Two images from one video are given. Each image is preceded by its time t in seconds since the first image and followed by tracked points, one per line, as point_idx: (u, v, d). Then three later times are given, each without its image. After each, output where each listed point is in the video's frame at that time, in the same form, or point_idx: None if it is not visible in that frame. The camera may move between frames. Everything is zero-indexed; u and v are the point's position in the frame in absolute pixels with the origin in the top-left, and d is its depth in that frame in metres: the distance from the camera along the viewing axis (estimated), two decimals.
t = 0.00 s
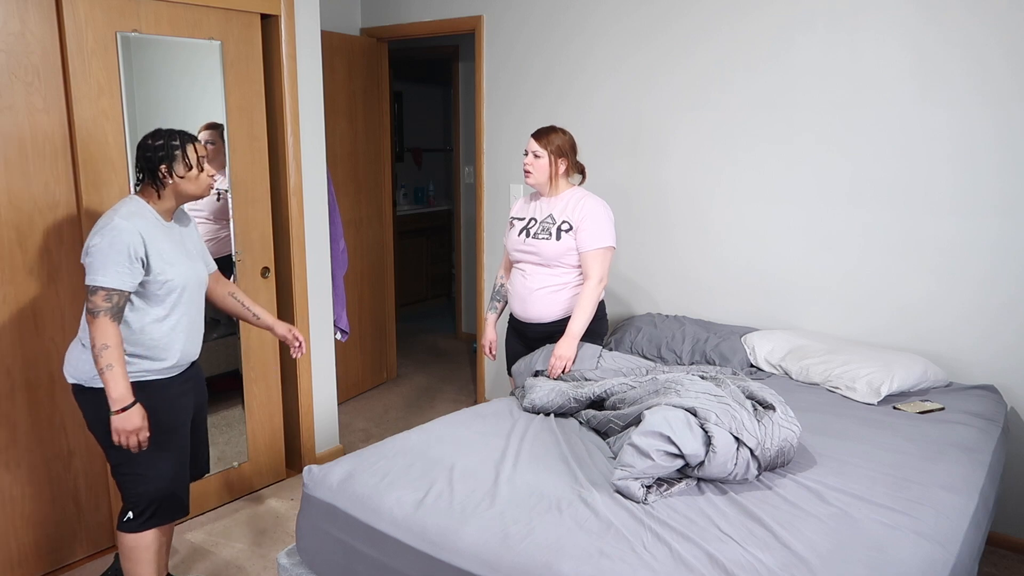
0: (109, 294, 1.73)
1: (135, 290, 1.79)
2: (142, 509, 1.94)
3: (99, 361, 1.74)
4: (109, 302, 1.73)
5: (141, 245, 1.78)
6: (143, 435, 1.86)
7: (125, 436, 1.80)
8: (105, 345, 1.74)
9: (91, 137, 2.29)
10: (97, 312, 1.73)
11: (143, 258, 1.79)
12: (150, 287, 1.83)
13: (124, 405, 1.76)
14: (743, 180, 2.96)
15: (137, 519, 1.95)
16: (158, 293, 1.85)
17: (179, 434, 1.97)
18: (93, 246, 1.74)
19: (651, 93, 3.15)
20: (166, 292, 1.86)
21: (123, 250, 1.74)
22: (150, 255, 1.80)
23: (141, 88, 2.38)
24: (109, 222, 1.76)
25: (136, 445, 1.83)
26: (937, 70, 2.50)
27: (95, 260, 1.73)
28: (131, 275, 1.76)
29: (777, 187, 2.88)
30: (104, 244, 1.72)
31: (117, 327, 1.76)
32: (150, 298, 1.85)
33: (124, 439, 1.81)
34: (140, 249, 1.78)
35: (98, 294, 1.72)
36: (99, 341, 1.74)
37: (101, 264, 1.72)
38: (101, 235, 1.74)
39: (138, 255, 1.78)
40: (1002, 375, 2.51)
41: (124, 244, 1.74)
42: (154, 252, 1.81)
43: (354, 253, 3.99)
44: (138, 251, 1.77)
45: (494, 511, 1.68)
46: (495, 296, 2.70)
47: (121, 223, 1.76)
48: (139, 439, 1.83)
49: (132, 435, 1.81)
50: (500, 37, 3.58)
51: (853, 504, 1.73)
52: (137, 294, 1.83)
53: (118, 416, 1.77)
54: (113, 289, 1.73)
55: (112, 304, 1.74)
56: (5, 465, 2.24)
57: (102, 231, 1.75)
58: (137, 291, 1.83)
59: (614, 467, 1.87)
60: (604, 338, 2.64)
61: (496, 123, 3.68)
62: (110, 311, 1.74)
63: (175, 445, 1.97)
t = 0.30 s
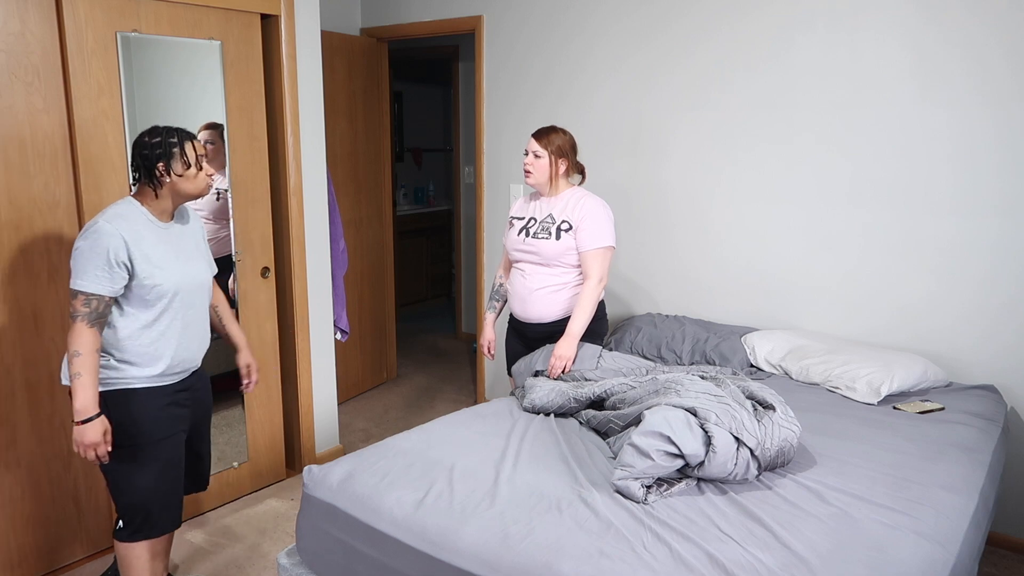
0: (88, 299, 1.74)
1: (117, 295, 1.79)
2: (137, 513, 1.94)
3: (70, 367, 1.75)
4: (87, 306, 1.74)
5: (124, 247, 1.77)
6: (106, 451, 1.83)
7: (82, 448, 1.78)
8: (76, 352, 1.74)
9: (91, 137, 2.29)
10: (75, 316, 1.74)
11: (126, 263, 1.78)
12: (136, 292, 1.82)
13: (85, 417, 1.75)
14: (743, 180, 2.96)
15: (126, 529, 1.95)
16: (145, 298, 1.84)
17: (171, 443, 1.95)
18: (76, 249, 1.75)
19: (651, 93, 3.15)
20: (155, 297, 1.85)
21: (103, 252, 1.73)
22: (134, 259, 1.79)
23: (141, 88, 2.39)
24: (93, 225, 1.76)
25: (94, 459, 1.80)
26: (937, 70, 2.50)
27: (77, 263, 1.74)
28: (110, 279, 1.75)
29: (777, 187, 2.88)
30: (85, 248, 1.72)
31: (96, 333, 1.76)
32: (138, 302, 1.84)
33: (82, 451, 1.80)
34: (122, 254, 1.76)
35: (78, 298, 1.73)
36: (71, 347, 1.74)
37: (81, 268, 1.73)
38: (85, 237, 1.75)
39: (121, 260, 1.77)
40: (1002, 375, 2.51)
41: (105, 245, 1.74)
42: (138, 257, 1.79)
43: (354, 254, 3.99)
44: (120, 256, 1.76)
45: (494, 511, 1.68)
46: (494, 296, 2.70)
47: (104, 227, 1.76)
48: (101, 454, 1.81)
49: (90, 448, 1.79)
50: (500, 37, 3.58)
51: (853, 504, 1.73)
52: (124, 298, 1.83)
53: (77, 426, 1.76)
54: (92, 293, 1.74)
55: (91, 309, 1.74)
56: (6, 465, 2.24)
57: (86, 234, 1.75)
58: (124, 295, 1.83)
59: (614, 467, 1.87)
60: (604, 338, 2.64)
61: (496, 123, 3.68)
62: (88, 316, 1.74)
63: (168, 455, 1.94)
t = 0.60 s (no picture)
0: (72, 310, 1.66)
1: (105, 305, 1.71)
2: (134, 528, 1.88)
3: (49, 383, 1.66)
4: (71, 318, 1.66)
5: (110, 255, 1.69)
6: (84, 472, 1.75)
7: (58, 469, 1.69)
8: (56, 367, 1.65)
9: (91, 137, 2.30)
10: (59, 328, 1.66)
11: (113, 271, 1.70)
12: (125, 302, 1.75)
13: (61, 437, 1.67)
14: (743, 181, 2.96)
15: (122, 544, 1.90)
16: (135, 309, 1.76)
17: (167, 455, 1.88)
18: (60, 256, 1.67)
19: (651, 93, 3.15)
20: (146, 307, 1.77)
21: (87, 262, 1.65)
22: (121, 268, 1.71)
23: (142, 88, 2.40)
24: (77, 231, 1.68)
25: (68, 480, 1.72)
26: (937, 70, 2.50)
27: (60, 272, 1.66)
28: (95, 289, 1.67)
29: (777, 187, 2.88)
30: (68, 255, 1.65)
31: (79, 348, 1.68)
32: (129, 312, 1.77)
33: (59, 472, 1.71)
34: (108, 262, 1.68)
35: (61, 309, 1.65)
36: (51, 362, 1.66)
37: (64, 277, 1.65)
38: (70, 245, 1.67)
39: (106, 268, 1.68)
40: (1002, 375, 2.51)
41: (90, 254, 1.66)
42: (126, 265, 1.72)
43: (354, 254, 3.99)
44: (105, 264, 1.68)
45: (494, 511, 1.68)
46: (494, 296, 2.69)
47: (88, 233, 1.68)
48: (77, 476, 1.72)
49: (66, 470, 1.70)
50: (500, 37, 3.58)
51: (853, 504, 1.73)
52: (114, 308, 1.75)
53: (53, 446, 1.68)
54: (77, 304, 1.66)
55: (75, 320, 1.66)
56: (5, 465, 2.24)
57: (70, 241, 1.67)
58: (112, 305, 1.75)
59: (614, 467, 1.87)
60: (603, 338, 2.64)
61: (496, 123, 3.68)
62: (71, 328, 1.66)
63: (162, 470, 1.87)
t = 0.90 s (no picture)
0: (51, 325, 1.56)
1: (83, 319, 1.61)
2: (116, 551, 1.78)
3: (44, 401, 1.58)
4: (51, 333, 1.57)
5: (86, 266, 1.59)
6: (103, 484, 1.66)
7: (74, 486, 1.61)
8: (47, 383, 1.57)
9: (91, 137, 2.30)
10: (39, 345, 1.57)
11: (88, 283, 1.60)
12: (105, 315, 1.64)
13: (71, 452, 1.58)
14: (744, 181, 2.96)
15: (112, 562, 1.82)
16: (116, 321, 1.66)
17: (152, 471, 1.79)
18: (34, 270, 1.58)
19: (651, 93, 3.15)
20: (127, 320, 1.67)
21: (60, 273, 1.56)
22: (97, 279, 1.60)
23: (142, 88, 2.40)
24: (50, 242, 1.58)
25: (91, 494, 1.63)
26: (937, 70, 2.50)
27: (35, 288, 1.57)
28: (72, 303, 1.58)
29: (777, 187, 2.88)
30: (40, 268, 1.55)
31: (66, 362, 1.59)
32: (110, 325, 1.66)
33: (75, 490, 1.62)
34: (82, 273, 1.58)
35: (40, 326, 1.56)
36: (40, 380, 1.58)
37: (40, 292, 1.56)
38: (43, 257, 1.58)
39: (81, 279, 1.58)
40: (1002, 375, 2.51)
41: (63, 265, 1.56)
42: (103, 277, 1.61)
43: (355, 253, 3.99)
44: (80, 275, 1.58)
45: (494, 511, 1.68)
46: (494, 295, 2.69)
47: (61, 244, 1.57)
48: (98, 488, 1.64)
49: (83, 484, 1.62)
50: (500, 37, 3.58)
51: (853, 504, 1.73)
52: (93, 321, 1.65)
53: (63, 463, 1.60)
54: (55, 320, 1.56)
55: (55, 336, 1.57)
56: (5, 465, 2.25)
57: (43, 254, 1.58)
58: (93, 318, 1.65)
59: (614, 467, 1.87)
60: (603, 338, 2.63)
61: (496, 123, 3.67)
62: (52, 344, 1.57)
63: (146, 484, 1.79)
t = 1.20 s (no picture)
0: (28, 326, 1.51)
1: (66, 321, 1.55)
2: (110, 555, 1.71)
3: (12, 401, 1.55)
4: (27, 334, 1.52)
5: (67, 267, 1.51)
6: (50, 497, 1.58)
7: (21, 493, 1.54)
8: (15, 384, 1.52)
9: (91, 137, 2.30)
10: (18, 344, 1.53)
11: (70, 286, 1.52)
12: (88, 317, 1.56)
13: (22, 458, 1.52)
14: (744, 181, 2.95)
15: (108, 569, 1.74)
16: (100, 323, 1.57)
17: (142, 482, 1.67)
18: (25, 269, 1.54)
19: (651, 93, 3.15)
20: (111, 322, 1.57)
21: (39, 274, 1.50)
22: (77, 281, 1.52)
23: (142, 88, 2.40)
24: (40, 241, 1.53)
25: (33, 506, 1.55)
26: (937, 70, 2.50)
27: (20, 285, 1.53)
28: (49, 305, 1.51)
29: (777, 186, 2.88)
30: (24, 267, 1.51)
31: (38, 367, 1.54)
32: (95, 328, 1.57)
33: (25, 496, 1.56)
34: (62, 275, 1.51)
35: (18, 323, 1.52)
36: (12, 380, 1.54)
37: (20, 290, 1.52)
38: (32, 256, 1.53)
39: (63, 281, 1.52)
40: (1001, 375, 2.51)
41: (45, 266, 1.50)
42: (85, 277, 1.53)
43: (355, 254, 3.99)
44: (59, 278, 1.51)
45: (494, 511, 1.68)
46: (494, 295, 2.69)
47: (48, 245, 1.52)
48: (41, 501, 1.56)
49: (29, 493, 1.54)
50: (500, 37, 3.58)
51: (853, 504, 1.73)
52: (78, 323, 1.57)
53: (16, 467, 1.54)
54: (32, 320, 1.51)
55: (31, 337, 1.52)
56: (6, 465, 2.25)
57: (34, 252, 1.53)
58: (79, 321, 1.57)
59: (614, 467, 1.87)
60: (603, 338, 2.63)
61: (496, 123, 3.67)
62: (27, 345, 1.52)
63: (137, 496, 1.67)
